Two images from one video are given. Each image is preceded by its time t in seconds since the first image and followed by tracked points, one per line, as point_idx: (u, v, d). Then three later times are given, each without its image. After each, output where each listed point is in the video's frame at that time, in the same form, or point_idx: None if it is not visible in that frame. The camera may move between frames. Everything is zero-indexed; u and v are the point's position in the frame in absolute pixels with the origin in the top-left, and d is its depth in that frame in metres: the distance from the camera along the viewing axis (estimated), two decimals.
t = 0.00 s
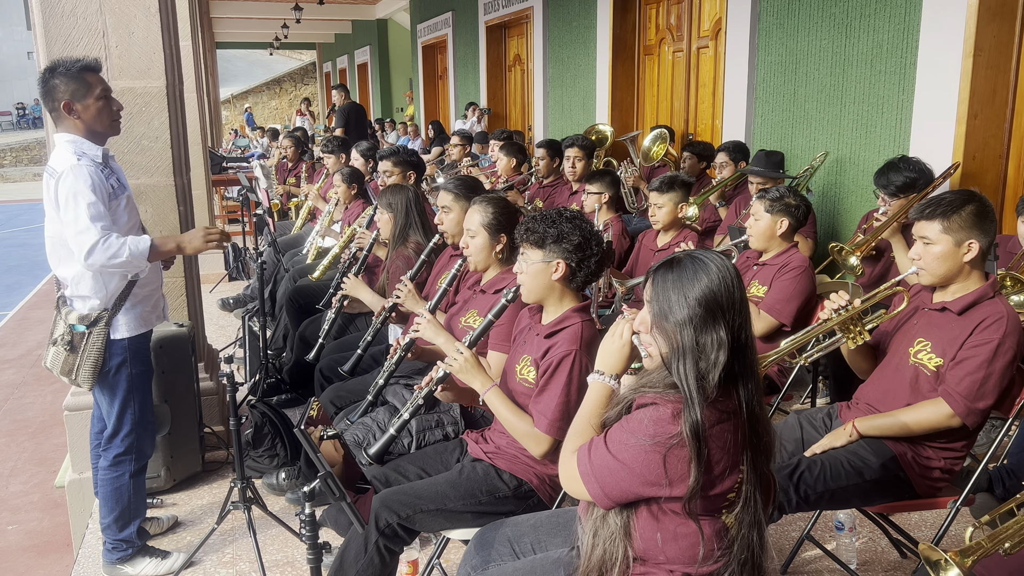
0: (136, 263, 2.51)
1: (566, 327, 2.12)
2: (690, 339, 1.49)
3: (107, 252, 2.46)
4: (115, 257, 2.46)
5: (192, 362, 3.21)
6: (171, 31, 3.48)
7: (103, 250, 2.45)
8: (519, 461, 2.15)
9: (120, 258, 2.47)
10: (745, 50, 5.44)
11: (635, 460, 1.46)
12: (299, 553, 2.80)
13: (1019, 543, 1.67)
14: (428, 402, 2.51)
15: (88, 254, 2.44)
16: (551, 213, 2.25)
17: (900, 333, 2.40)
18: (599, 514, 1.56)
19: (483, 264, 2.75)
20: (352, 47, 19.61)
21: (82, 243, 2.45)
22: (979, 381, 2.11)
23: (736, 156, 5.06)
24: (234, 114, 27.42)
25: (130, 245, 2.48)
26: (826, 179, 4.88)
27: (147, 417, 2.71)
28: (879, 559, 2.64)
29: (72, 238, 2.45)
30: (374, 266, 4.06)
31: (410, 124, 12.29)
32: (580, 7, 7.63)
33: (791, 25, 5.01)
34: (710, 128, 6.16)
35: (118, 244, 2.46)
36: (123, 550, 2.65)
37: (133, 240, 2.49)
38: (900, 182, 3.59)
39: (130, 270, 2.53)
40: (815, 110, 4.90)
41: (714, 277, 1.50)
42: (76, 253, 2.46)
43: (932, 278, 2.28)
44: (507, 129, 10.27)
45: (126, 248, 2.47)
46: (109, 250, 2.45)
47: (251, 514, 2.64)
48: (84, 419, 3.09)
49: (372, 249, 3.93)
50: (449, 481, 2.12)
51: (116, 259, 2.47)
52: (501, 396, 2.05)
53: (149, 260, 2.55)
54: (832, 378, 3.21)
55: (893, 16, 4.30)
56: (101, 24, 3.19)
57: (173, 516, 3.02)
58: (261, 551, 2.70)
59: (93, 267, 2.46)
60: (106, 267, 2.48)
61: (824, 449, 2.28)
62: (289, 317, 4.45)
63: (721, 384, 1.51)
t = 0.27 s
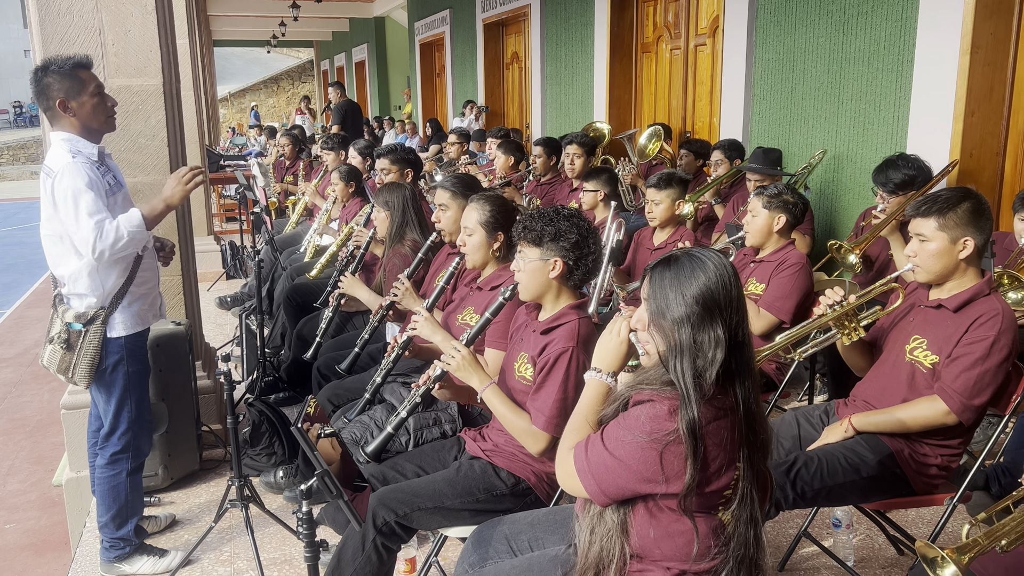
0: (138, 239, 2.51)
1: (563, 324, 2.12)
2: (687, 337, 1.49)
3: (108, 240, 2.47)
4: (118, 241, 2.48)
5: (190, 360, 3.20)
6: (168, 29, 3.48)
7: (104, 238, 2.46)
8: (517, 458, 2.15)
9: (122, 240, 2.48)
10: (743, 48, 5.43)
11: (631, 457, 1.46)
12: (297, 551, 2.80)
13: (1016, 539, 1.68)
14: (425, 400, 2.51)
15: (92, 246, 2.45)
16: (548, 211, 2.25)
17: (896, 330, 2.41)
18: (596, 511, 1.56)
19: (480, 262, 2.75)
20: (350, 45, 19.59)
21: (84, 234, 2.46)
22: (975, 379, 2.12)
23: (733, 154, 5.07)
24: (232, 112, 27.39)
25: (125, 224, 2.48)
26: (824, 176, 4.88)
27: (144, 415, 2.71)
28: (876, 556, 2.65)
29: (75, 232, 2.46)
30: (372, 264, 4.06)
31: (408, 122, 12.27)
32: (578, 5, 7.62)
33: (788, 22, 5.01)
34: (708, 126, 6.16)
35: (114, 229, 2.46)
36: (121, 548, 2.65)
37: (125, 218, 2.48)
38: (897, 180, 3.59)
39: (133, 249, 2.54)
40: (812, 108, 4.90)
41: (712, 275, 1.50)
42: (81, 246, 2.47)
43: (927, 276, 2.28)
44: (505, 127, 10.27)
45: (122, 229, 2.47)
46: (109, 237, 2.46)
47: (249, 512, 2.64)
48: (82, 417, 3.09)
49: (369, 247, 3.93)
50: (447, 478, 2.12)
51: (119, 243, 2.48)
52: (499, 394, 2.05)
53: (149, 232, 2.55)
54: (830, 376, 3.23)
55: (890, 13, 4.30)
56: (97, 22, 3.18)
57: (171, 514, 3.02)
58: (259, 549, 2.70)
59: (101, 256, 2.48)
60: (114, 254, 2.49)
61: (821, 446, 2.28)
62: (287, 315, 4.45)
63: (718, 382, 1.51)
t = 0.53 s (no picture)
0: (149, 243, 2.47)
1: (560, 321, 2.12)
2: (683, 333, 1.49)
3: (117, 236, 2.43)
4: (127, 240, 2.44)
5: (188, 358, 3.20)
6: (165, 27, 3.47)
7: (114, 234, 2.43)
8: (516, 456, 2.16)
9: (132, 240, 2.44)
10: (741, 45, 5.43)
11: (626, 450, 1.47)
12: (294, 549, 2.80)
13: (1013, 536, 1.68)
14: (423, 397, 2.51)
15: (100, 240, 2.42)
16: (546, 208, 2.25)
17: (893, 326, 2.41)
18: (592, 506, 1.57)
19: (478, 259, 2.75)
20: (348, 43, 19.57)
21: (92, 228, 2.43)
22: (974, 378, 2.12)
23: (732, 151, 5.06)
24: (229, 109, 27.36)
25: (139, 226, 2.44)
26: (822, 173, 4.88)
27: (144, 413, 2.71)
28: (873, 553, 2.65)
29: (79, 225, 2.43)
30: (369, 261, 4.06)
31: (406, 119, 12.26)
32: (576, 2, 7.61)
33: (787, 19, 5.01)
34: (705, 123, 6.16)
35: (126, 227, 2.43)
36: (118, 547, 2.65)
37: (141, 220, 2.45)
38: (893, 177, 3.59)
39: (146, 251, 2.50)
40: (811, 105, 4.90)
41: (709, 272, 1.50)
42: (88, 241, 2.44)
43: (926, 273, 2.28)
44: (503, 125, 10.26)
45: (134, 229, 2.43)
46: (118, 233, 2.43)
47: (246, 510, 2.63)
48: (79, 415, 3.09)
49: (367, 245, 3.93)
50: (444, 476, 2.12)
51: (127, 242, 2.44)
52: (496, 390, 2.05)
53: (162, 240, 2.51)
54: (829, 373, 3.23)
55: (888, 10, 4.29)
56: (94, 19, 3.17)
57: (168, 512, 3.02)
58: (256, 547, 2.70)
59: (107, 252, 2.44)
60: (123, 250, 2.45)
61: (818, 444, 2.28)
62: (284, 313, 4.44)
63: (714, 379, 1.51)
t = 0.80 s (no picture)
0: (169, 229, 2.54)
1: (560, 319, 2.11)
2: (682, 328, 1.49)
3: (142, 221, 2.45)
4: (152, 225, 2.48)
5: (187, 356, 3.20)
6: (164, 24, 3.46)
7: (138, 218, 2.45)
8: (514, 453, 2.16)
9: (155, 223, 2.49)
10: (740, 42, 5.42)
11: (620, 443, 1.47)
12: (293, 546, 2.80)
13: (1012, 533, 1.68)
14: (422, 394, 2.51)
15: (124, 224, 2.43)
16: (545, 205, 2.25)
17: (893, 324, 2.41)
18: (589, 500, 1.57)
19: (477, 257, 2.75)
20: (347, 40, 19.55)
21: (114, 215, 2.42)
22: (975, 377, 2.12)
23: (731, 148, 5.05)
24: (228, 107, 27.33)
25: (161, 211, 2.51)
26: (821, 170, 4.88)
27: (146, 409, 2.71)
28: (872, 550, 2.65)
29: (98, 214, 2.42)
30: (369, 259, 4.06)
31: (405, 116, 12.25)
32: None
33: (787, 17, 5.00)
34: (705, 121, 6.15)
35: (150, 213, 2.47)
36: (118, 544, 2.65)
37: (160, 207, 2.52)
38: (891, 175, 3.59)
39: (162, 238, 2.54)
40: (810, 102, 4.90)
41: (710, 270, 1.49)
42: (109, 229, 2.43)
43: (925, 270, 2.28)
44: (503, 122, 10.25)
45: (158, 214, 2.49)
46: (142, 218, 2.45)
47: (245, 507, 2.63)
48: (78, 413, 3.09)
49: (366, 243, 3.93)
50: (444, 473, 2.12)
51: (151, 226, 2.48)
52: (495, 387, 2.05)
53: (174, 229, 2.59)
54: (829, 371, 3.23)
55: (888, 8, 4.29)
56: (93, 16, 3.17)
57: (167, 509, 3.02)
58: (255, 544, 2.70)
59: (131, 237, 2.45)
60: (145, 235, 2.47)
61: (817, 441, 2.28)
62: (283, 310, 4.44)
63: (712, 377, 1.51)
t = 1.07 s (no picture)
0: (198, 163, 2.50)
1: (560, 317, 2.11)
2: (681, 326, 1.49)
3: (168, 168, 2.43)
4: (179, 167, 2.45)
5: (187, 353, 3.19)
6: (163, 21, 3.46)
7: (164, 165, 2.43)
8: (514, 451, 2.16)
9: (183, 164, 2.45)
10: (741, 40, 5.42)
11: (619, 440, 1.47)
12: (293, 544, 2.80)
13: (1013, 532, 1.67)
14: (422, 392, 2.51)
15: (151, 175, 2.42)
16: (545, 203, 2.25)
17: (892, 321, 2.41)
18: (588, 497, 1.57)
19: (477, 255, 2.75)
20: (347, 37, 19.53)
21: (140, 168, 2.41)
22: (975, 375, 2.11)
23: (730, 146, 5.06)
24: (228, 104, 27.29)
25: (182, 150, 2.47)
26: (821, 168, 4.88)
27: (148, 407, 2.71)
28: (872, 548, 2.66)
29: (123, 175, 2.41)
30: (369, 256, 4.06)
31: (405, 114, 12.24)
32: None
33: (787, 14, 4.99)
34: (705, 118, 6.15)
35: (173, 155, 2.44)
36: (118, 541, 2.65)
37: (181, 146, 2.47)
38: (890, 172, 3.58)
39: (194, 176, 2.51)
40: (810, 100, 4.89)
41: (711, 269, 1.49)
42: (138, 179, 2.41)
43: (924, 268, 2.28)
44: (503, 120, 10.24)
45: (181, 154, 2.44)
46: (166, 165, 2.43)
47: (245, 504, 2.63)
48: (78, 410, 3.09)
49: (366, 240, 3.93)
50: (444, 471, 2.12)
51: (180, 168, 2.45)
52: (495, 385, 2.05)
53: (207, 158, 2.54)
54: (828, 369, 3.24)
55: (889, 5, 4.28)
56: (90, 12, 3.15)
57: (167, 506, 3.02)
58: (255, 541, 2.71)
59: (164, 183, 2.43)
60: (174, 178, 2.45)
61: (817, 439, 2.28)
62: (283, 308, 4.44)
63: (712, 375, 1.51)
